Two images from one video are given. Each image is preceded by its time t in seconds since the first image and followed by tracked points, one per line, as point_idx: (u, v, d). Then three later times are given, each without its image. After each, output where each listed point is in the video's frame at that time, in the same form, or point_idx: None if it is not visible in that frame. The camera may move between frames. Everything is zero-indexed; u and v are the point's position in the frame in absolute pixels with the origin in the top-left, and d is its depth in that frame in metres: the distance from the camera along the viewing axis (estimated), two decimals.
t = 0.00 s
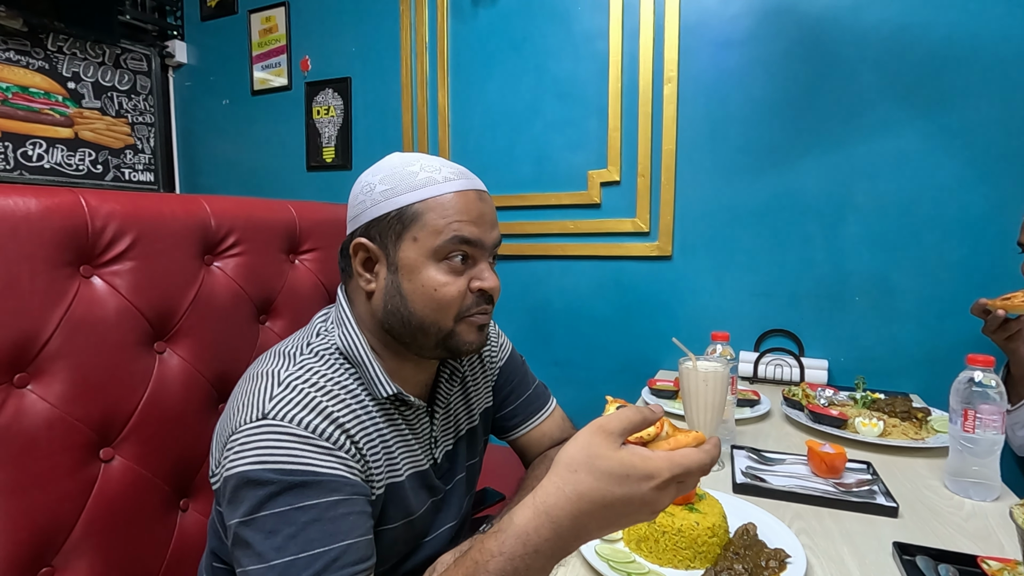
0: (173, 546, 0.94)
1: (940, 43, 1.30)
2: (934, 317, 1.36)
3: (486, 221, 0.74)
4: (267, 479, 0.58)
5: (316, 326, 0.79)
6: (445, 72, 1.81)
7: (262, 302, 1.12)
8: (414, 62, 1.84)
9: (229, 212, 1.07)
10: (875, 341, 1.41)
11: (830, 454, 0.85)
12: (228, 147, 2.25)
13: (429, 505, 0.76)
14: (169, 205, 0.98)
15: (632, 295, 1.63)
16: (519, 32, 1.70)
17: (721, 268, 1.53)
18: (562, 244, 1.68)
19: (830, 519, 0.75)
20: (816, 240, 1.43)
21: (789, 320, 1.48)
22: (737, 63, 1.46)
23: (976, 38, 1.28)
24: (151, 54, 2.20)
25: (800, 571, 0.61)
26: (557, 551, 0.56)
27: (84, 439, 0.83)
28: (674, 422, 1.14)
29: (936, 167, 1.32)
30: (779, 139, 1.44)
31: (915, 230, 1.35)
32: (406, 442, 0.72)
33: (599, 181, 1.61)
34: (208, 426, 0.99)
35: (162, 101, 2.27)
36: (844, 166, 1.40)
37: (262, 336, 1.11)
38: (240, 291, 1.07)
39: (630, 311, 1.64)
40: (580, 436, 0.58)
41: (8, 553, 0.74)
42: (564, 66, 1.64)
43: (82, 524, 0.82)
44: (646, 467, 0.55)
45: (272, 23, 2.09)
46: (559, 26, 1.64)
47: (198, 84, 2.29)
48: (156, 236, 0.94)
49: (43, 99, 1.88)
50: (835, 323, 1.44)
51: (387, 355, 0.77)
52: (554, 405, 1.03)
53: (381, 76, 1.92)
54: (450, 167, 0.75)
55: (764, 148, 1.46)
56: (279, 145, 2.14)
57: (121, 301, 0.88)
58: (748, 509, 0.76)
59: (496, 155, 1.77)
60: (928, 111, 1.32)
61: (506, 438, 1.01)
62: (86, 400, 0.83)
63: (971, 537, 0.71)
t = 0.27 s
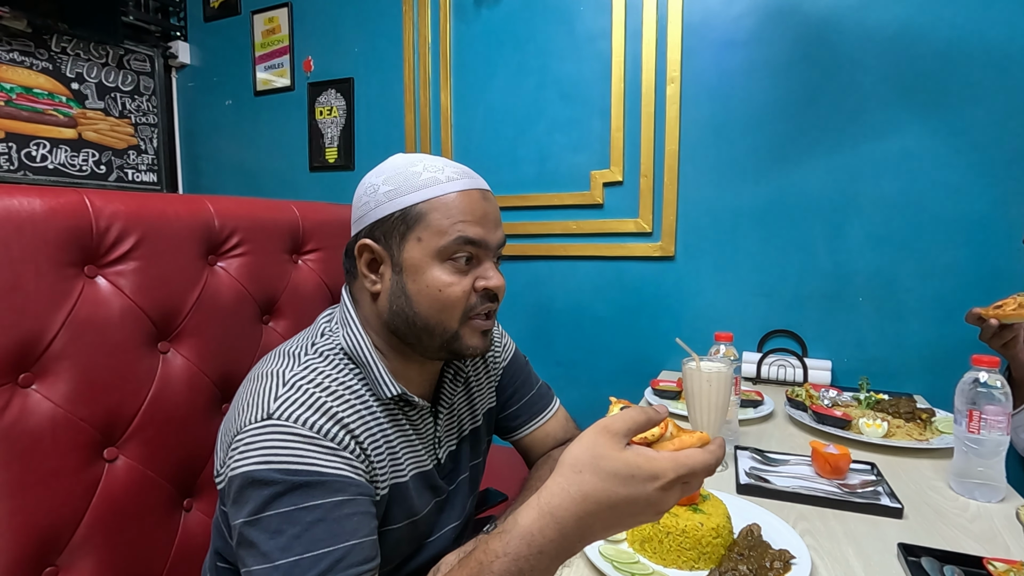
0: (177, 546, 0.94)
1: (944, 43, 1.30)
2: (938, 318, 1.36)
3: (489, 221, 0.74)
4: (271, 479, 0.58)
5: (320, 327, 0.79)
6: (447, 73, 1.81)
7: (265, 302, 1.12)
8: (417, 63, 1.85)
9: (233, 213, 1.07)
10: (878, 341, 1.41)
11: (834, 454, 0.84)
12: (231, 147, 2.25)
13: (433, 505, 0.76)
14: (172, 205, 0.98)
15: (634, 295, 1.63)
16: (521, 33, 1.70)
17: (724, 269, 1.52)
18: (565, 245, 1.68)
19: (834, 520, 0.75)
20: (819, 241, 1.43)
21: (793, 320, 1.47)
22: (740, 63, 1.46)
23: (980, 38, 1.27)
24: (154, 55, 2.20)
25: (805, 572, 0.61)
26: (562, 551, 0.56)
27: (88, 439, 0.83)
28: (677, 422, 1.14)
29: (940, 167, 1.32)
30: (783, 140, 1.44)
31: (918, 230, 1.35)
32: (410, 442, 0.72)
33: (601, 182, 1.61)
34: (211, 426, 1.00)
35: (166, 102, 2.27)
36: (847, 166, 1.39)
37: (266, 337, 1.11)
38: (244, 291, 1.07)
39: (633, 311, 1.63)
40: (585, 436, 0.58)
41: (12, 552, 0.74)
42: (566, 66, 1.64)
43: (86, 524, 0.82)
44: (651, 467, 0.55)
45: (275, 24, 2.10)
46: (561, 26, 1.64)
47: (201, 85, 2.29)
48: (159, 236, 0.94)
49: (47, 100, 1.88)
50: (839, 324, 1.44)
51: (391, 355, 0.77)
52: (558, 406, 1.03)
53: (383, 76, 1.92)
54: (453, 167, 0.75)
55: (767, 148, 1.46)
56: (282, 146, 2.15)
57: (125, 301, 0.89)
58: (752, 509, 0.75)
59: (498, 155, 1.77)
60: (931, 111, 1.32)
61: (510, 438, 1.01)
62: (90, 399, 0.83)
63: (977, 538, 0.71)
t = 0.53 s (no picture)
0: (180, 546, 0.94)
1: (946, 44, 1.30)
2: (941, 318, 1.35)
3: (493, 220, 0.74)
4: (277, 478, 0.58)
5: (324, 327, 0.79)
6: (449, 74, 1.81)
7: (268, 302, 1.12)
8: (419, 64, 1.85)
9: (236, 213, 1.08)
10: (881, 342, 1.41)
11: (837, 455, 0.85)
12: (233, 148, 2.26)
13: (437, 505, 0.76)
14: (176, 205, 0.98)
15: (636, 295, 1.63)
16: (523, 33, 1.70)
17: (727, 270, 1.52)
18: (567, 245, 1.68)
19: (838, 521, 0.75)
20: (822, 242, 1.43)
21: (795, 321, 1.47)
22: (742, 64, 1.46)
23: (983, 39, 1.27)
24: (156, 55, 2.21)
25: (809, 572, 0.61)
26: (568, 551, 0.56)
27: (92, 438, 0.83)
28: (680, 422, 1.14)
29: (943, 168, 1.32)
30: (785, 140, 1.44)
31: (921, 231, 1.35)
32: (414, 442, 0.72)
33: (604, 182, 1.61)
34: (215, 426, 1.00)
35: (168, 103, 2.27)
36: (850, 166, 1.39)
37: (269, 337, 1.11)
38: (247, 291, 1.07)
39: (635, 312, 1.63)
40: (590, 437, 0.58)
41: (17, 551, 0.74)
42: (568, 67, 1.64)
43: (90, 524, 0.82)
44: (656, 468, 0.55)
45: (277, 25, 2.10)
46: (563, 27, 1.64)
47: (203, 85, 2.30)
48: (163, 237, 0.94)
49: (50, 101, 1.89)
50: (841, 324, 1.43)
51: (396, 355, 0.77)
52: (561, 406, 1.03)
53: (385, 77, 1.92)
54: (456, 166, 0.75)
55: (769, 148, 1.46)
56: (284, 147, 2.15)
57: (129, 301, 0.89)
58: (755, 510, 0.76)
59: (500, 156, 1.77)
60: (934, 112, 1.32)
61: (513, 439, 1.02)
62: (95, 399, 0.83)
63: (981, 539, 0.71)
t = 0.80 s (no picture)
0: (182, 547, 0.94)
1: (949, 44, 1.30)
2: (943, 319, 1.35)
3: (496, 221, 0.74)
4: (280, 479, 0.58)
5: (327, 328, 0.79)
6: (451, 75, 1.81)
7: (270, 303, 1.12)
8: (421, 64, 1.85)
9: (238, 214, 1.08)
10: (883, 343, 1.41)
11: (840, 456, 0.85)
12: (234, 149, 2.26)
13: (441, 505, 0.76)
14: (178, 206, 0.98)
15: (638, 296, 1.63)
16: (525, 34, 1.70)
17: (728, 270, 1.52)
18: (568, 246, 1.68)
19: (840, 522, 0.75)
20: (824, 242, 1.43)
21: (797, 322, 1.47)
22: (744, 65, 1.46)
23: (985, 39, 1.27)
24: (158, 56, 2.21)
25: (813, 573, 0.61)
26: (571, 552, 0.56)
27: (95, 439, 0.83)
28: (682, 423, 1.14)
29: (945, 168, 1.32)
30: (787, 141, 1.44)
31: (923, 232, 1.35)
32: (417, 442, 0.72)
33: (605, 183, 1.61)
34: (217, 426, 1.00)
35: (170, 104, 2.28)
36: (852, 167, 1.39)
37: (271, 337, 1.11)
38: (249, 292, 1.07)
39: (637, 312, 1.63)
40: (593, 438, 0.58)
41: (20, 552, 0.74)
42: (570, 67, 1.64)
43: (93, 524, 0.82)
44: (658, 469, 0.55)
45: (279, 26, 2.10)
46: (565, 27, 1.64)
47: (205, 86, 2.30)
48: (165, 237, 0.94)
49: (52, 102, 1.89)
50: (843, 325, 1.43)
51: (400, 357, 0.77)
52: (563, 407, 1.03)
53: (387, 77, 1.92)
54: (459, 168, 0.75)
55: (771, 149, 1.46)
56: (285, 147, 2.15)
57: (132, 302, 0.89)
58: (757, 510, 0.75)
59: (502, 156, 1.77)
60: (936, 112, 1.32)
61: (516, 439, 1.02)
62: (98, 400, 0.83)
63: (983, 539, 0.70)
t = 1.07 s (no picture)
0: (184, 547, 0.94)
1: (950, 45, 1.30)
2: (944, 319, 1.35)
3: (496, 221, 0.74)
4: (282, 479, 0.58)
5: (329, 327, 0.79)
6: (452, 75, 1.81)
7: (272, 302, 1.12)
8: (422, 65, 1.85)
9: (239, 214, 1.08)
10: (884, 343, 1.41)
11: (841, 455, 0.85)
12: (235, 149, 2.26)
13: (443, 505, 0.76)
14: (180, 206, 0.98)
15: (639, 296, 1.63)
16: (526, 35, 1.70)
17: (729, 271, 1.52)
18: (569, 246, 1.68)
19: (842, 522, 0.75)
20: (825, 242, 1.43)
21: (798, 322, 1.47)
22: (745, 65, 1.46)
23: (986, 40, 1.27)
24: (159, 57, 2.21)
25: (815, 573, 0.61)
26: (575, 554, 0.56)
27: (97, 439, 0.83)
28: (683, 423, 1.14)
29: (946, 169, 1.32)
30: (788, 141, 1.44)
31: (924, 232, 1.35)
32: (419, 442, 0.72)
33: (606, 183, 1.61)
34: (218, 426, 1.00)
35: (171, 104, 2.28)
36: (852, 167, 1.39)
37: (272, 337, 1.11)
38: (250, 292, 1.08)
39: (637, 313, 1.63)
40: (597, 440, 0.58)
41: (22, 552, 0.74)
42: (571, 68, 1.65)
43: (95, 524, 0.82)
44: (663, 473, 0.55)
45: (280, 26, 2.10)
46: (566, 28, 1.64)
47: (206, 87, 2.30)
48: (167, 238, 0.94)
49: (53, 102, 1.89)
50: (844, 325, 1.43)
51: (400, 356, 0.77)
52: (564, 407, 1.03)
53: (388, 78, 1.92)
54: (460, 168, 0.75)
55: (772, 150, 1.46)
56: (286, 148, 2.15)
57: (134, 302, 0.89)
58: (759, 511, 0.75)
59: (503, 157, 1.77)
60: (937, 113, 1.32)
61: (518, 439, 1.02)
62: (100, 400, 0.83)
63: (984, 540, 0.71)
